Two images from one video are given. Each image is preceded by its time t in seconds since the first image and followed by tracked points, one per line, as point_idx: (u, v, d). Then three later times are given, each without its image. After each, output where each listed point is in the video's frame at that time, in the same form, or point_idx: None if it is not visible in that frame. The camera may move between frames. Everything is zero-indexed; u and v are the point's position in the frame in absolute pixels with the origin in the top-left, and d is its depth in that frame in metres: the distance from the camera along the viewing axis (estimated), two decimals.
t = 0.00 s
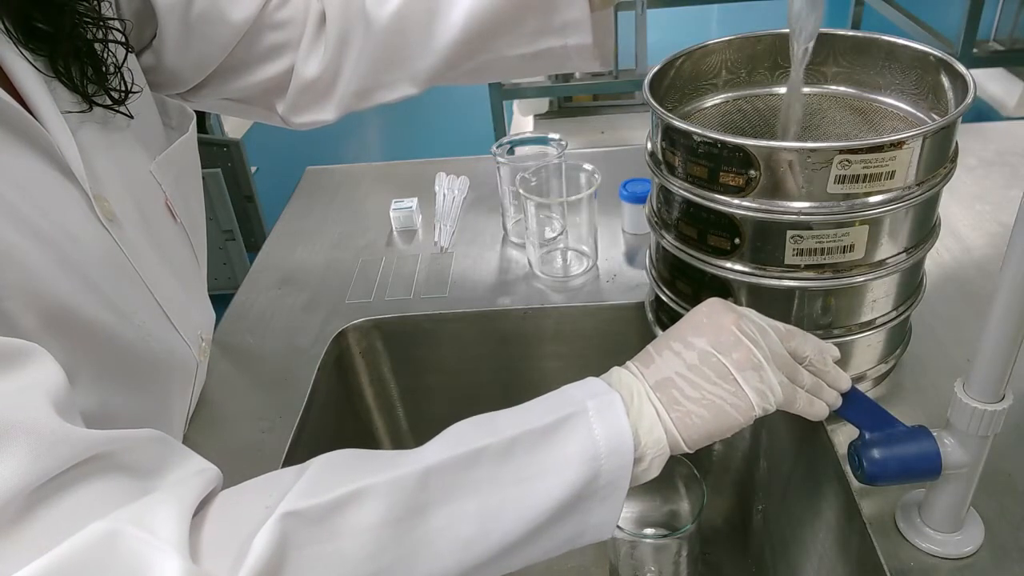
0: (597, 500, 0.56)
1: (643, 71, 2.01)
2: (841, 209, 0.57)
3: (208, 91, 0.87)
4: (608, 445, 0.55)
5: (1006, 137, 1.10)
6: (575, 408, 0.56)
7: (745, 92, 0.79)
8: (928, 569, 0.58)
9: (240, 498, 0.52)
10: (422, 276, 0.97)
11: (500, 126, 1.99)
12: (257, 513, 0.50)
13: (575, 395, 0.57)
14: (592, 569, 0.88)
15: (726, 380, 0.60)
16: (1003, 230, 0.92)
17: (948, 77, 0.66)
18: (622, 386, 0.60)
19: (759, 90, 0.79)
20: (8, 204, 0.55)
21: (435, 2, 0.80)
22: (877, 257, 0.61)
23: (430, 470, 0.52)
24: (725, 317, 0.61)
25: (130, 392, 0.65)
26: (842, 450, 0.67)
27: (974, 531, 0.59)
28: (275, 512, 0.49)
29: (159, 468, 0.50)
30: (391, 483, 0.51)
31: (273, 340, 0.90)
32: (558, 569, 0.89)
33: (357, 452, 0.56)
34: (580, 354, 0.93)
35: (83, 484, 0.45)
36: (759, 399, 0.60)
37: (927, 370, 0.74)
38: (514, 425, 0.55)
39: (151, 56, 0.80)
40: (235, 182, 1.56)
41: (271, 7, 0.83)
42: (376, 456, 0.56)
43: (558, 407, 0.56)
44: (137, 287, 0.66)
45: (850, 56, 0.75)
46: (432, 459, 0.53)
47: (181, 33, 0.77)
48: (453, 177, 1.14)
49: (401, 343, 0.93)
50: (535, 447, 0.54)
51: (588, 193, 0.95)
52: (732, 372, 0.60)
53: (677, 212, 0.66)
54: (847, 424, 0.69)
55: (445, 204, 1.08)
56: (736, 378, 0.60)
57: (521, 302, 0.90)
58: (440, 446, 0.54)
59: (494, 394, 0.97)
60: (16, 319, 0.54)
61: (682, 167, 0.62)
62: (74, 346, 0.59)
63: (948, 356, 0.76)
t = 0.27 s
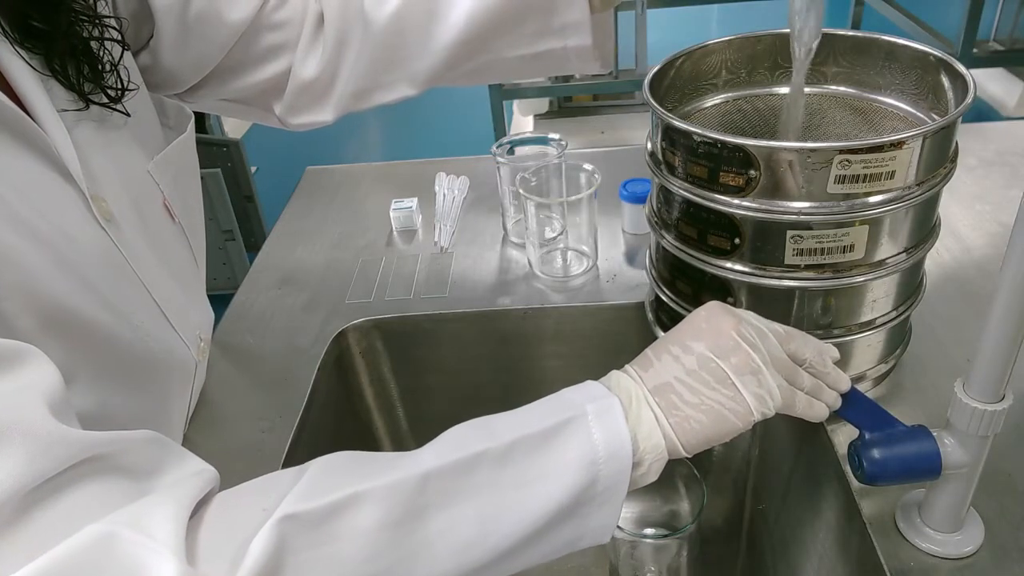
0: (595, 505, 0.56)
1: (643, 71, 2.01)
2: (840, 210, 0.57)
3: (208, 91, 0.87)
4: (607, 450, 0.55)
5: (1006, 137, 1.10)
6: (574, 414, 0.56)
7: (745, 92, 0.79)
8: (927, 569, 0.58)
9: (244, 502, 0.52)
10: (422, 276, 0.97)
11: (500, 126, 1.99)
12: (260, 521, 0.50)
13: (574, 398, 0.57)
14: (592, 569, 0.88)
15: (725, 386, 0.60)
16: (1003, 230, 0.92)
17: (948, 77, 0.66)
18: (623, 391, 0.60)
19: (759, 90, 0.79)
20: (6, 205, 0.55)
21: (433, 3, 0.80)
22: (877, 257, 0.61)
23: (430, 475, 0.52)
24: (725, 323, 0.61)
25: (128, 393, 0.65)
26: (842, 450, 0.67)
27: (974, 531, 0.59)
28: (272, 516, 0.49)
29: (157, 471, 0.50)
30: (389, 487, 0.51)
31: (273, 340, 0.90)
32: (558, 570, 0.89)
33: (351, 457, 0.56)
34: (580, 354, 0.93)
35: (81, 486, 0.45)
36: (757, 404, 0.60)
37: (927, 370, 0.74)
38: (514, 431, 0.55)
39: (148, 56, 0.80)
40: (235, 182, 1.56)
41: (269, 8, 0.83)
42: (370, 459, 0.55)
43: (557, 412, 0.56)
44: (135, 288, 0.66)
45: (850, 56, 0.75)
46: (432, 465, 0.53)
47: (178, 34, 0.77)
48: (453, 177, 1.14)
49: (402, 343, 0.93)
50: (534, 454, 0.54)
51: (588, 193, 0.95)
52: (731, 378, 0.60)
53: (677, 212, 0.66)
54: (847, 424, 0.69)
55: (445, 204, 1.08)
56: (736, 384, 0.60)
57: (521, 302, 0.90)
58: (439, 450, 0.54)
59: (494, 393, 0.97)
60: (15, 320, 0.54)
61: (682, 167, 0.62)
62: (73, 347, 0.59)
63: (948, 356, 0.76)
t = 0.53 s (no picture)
0: (555, 528, 0.50)
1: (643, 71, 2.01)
2: (840, 210, 0.57)
3: (207, 92, 0.87)
4: (563, 475, 0.49)
5: (1007, 137, 1.10)
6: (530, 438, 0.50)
7: (745, 92, 0.79)
8: (927, 569, 0.58)
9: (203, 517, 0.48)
10: (422, 276, 0.97)
11: (499, 126, 1.99)
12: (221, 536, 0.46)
13: (532, 415, 0.51)
14: (592, 569, 0.88)
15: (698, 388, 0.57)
16: (1003, 230, 0.92)
17: (948, 77, 0.66)
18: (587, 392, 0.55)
19: (759, 90, 0.79)
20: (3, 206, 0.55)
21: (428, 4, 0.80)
22: (877, 257, 0.61)
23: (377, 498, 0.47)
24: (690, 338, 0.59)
25: (124, 393, 0.65)
26: (842, 449, 0.68)
27: (974, 532, 0.59)
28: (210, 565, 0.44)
29: (136, 497, 0.47)
30: (331, 529, 0.46)
31: (273, 340, 0.90)
32: (557, 570, 0.89)
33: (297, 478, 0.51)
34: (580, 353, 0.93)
35: (62, 515, 0.43)
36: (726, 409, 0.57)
37: (927, 370, 0.74)
38: (468, 453, 0.50)
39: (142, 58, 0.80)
40: (234, 182, 1.56)
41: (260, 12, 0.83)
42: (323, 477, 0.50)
43: (514, 435, 0.50)
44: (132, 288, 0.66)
45: (850, 56, 0.75)
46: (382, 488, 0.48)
47: (167, 36, 0.76)
48: (453, 177, 1.14)
49: (402, 343, 0.93)
50: (485, 479, 0.49)
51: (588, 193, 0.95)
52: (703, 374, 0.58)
53: (677, 212, 0.66)
54: (847, 424, 0.70)
55: (445, 204, 1.08)
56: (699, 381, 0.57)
57: (521, 302, 0.90)
58: (388, 479, 0.48)
59: (495, 393, 0.97)
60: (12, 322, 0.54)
61: (682, 167, 0.62)
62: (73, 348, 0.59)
63: (948, 356, 0.76)
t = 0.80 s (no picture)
0: None
1: (642, 71, 2.01)
2: (841, 209, 0.57)
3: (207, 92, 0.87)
4: (479, 553, 0.54)
5: (1007, 137, 1.10)
6: (447, 516, 0.53)
7: (745, 92, 0.79)
8: (928, 569, 0.58)
9: None
10: (422, 276, 0.97)
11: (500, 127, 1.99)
12: None
13: (454, 489, 0.55)
14: (592, 570, 0.88)
15: (608, 469, 0.59)
16: (1003, 230, 0.92)
17: (948, 77, 0.66)
18: (494, 450, 0.60)
19: (759, 90, 0.79)
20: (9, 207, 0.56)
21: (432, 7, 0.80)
22: (877, 257, 0.61)
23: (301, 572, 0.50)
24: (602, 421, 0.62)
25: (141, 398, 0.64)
26: (843, 450, 0.67)
27: (973, 531, 0.59)
28: None
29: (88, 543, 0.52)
30: None
31: (273, 340, 0.90)
32: (557, 570, 0.89)
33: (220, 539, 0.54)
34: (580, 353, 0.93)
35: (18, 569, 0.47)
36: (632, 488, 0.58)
37: (927, 371, 0.74)
38: (390, 532, 0.53)
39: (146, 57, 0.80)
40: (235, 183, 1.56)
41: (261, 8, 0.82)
42: (248, 535, 0.54)
43: (432, 508, 0.54)
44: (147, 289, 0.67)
45: (850, 56, 0.75)
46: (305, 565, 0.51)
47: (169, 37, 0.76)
48: (453, 177, 1.14)
49: (402, 343, 0.93)
50: (405, 558, 0.52)
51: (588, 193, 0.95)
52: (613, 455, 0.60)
53: (677, 212, 0.66)
54: (847, 424, 0.69)
55: (445, 204, 1.08)
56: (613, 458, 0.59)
57: (521, 301, 0.90)
58: (315, 552, 0.51)
59: (495, 393, 0.97)
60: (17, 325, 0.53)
61: (682, 167, 0.62)
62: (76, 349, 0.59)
63: (948, 356, 0.76)
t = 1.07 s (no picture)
0: None
1: (643, 71, 2.01)
2: (841, 209, 0.57)
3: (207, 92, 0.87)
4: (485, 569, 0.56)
5: (1007, 137, 1.10)
6: (459, 533, 0.55)
7: (745, 92, 0.79)
8: (928, 569, 0.58)
9: None
10: (422, 276, 0.97)
11: (500, 127, 1.99)
12: None
13: (461, 503, 0.57)
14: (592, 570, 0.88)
15: (612, 494, 0.62)
16: (1003, 230, 0.92)
17: (948, 77, 0.66)
18: (505, 472, 0.63)
19: (759, 90, 0.79)
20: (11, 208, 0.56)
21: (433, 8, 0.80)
22: (877, 257, 0.61)
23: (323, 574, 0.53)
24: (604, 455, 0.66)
25: (143, 401, 0.64)
26: (843, 450, 0.67)
27: (974, 532, 0.59)
28: None
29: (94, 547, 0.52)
30: None
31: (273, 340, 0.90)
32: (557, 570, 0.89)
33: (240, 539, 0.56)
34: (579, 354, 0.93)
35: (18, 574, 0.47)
36: (635, 515, 0.61)
37: (927, 370, 0.74)
38: (404, 540, 0.55)
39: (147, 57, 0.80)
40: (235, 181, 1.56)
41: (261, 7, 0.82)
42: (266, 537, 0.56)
43: (444, 525, 0.56)
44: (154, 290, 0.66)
45: (850, 56, 0.75)
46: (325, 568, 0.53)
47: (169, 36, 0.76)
48: (453, 177, 1.14)
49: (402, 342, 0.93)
50: (414, 573, 0.54)
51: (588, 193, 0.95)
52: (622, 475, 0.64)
53: (677, 212, 0.66)
54: (847, 424, 0.69)
55: (445, 205, 1.08)
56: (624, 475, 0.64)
57: (521, 301, 0.90)
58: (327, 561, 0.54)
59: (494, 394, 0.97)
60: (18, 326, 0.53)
61: (682, 167, 0.62)
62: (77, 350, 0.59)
63: (948, 356, 0.76)
